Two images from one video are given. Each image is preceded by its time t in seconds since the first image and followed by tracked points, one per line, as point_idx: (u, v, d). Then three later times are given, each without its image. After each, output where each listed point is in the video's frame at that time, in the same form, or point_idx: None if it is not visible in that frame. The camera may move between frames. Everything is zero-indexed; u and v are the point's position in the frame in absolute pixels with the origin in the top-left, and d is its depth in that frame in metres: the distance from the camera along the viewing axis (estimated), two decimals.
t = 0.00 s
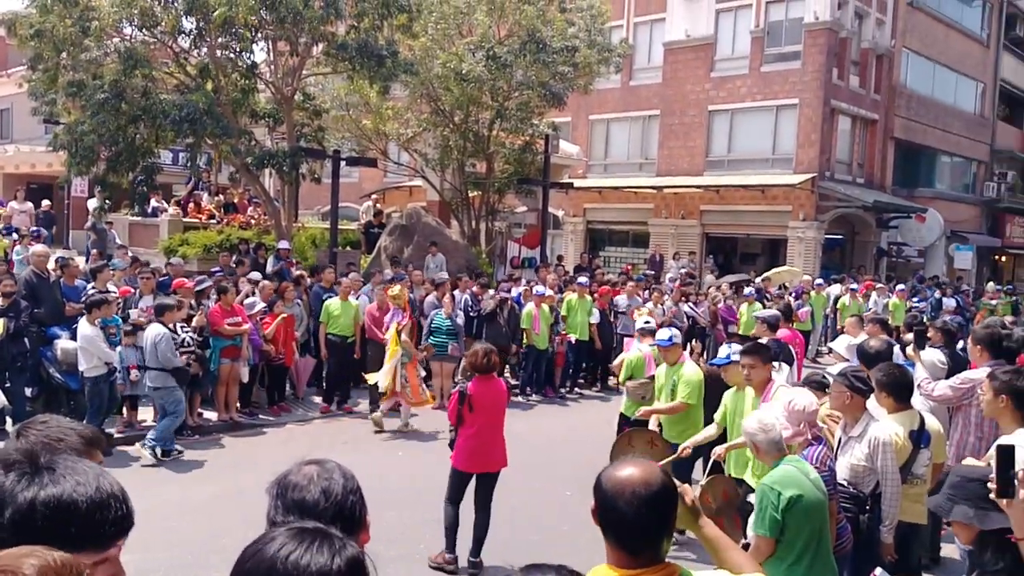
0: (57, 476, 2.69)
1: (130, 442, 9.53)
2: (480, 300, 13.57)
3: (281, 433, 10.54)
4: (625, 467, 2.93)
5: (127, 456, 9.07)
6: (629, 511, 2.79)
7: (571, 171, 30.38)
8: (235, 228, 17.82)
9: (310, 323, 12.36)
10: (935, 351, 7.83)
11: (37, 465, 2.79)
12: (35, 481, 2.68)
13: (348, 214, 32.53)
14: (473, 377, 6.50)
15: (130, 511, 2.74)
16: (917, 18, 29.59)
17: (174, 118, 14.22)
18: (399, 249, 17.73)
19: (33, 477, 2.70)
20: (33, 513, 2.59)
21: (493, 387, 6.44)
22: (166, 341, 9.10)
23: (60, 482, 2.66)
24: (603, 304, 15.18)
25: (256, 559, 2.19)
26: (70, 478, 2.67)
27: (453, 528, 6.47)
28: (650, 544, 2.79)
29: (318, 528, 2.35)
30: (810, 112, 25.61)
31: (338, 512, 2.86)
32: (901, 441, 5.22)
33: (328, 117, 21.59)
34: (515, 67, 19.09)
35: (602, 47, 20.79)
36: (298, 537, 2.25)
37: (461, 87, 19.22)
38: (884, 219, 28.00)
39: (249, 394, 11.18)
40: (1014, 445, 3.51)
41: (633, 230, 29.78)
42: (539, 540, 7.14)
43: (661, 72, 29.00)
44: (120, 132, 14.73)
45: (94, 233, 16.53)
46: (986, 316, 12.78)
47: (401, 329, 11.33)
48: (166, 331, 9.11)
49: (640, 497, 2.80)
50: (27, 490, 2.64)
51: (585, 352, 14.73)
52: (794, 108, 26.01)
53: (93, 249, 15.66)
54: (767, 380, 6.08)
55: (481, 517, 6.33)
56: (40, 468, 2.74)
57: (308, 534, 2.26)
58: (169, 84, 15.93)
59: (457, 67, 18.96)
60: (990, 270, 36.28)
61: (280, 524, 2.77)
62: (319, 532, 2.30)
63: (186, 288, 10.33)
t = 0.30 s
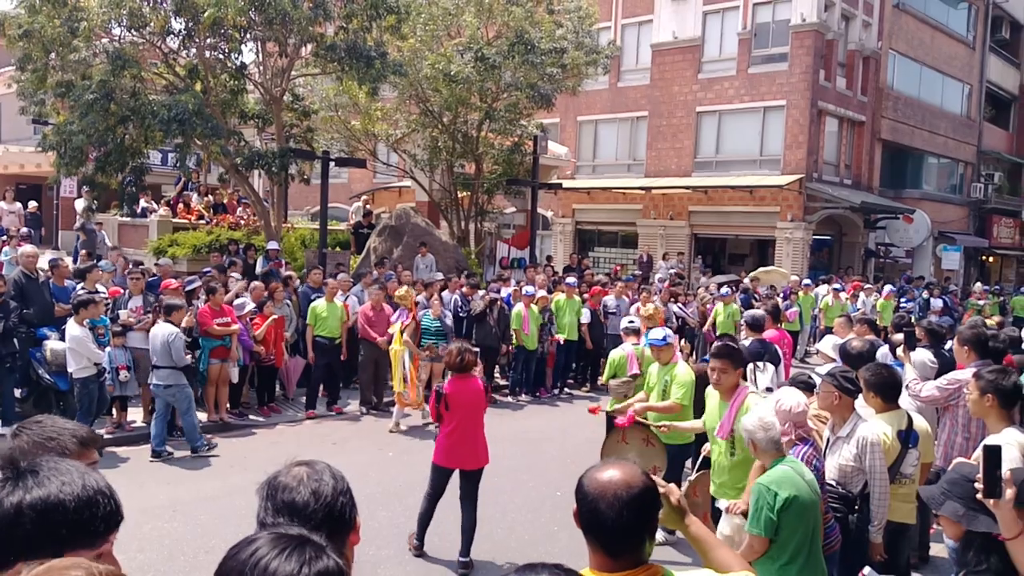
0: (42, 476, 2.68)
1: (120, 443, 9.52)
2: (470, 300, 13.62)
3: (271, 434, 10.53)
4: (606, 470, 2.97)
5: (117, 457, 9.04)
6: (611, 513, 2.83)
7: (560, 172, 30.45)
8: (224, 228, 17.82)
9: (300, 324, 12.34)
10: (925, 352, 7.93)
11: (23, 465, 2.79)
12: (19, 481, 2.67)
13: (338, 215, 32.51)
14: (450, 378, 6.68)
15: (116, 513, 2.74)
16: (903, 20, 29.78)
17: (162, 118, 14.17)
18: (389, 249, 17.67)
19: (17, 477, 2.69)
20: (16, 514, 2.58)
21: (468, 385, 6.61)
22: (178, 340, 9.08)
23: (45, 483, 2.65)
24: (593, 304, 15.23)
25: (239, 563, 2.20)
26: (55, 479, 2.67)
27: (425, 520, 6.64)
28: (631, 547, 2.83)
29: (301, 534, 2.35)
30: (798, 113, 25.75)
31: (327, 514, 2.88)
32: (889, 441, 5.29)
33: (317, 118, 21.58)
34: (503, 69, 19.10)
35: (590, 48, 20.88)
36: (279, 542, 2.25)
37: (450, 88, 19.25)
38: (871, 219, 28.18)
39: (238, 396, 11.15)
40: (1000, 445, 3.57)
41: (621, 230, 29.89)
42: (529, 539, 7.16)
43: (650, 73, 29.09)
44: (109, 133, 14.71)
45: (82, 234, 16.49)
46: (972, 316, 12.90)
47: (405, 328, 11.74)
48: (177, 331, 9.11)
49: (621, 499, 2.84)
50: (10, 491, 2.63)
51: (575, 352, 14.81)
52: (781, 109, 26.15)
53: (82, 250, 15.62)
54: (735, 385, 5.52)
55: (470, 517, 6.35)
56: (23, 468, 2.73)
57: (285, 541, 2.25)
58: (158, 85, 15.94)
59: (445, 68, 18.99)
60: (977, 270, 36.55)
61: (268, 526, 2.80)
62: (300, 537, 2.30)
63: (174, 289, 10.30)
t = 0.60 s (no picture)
0: (34, 477, 2.57)
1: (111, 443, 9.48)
2: (462, 301, 13.62)
3: (262, 435, 10.50)
4: (595, 476, 2.94)
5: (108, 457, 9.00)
6: (599, 520, 2.83)
7: (553, 174, 30.47)
8: (217, 228, 17.81)
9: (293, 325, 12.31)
10: (917, 355, 7.95)
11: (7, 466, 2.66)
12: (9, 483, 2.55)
13: (330, 215, 32.46)
14: (422, 376, 6.81)
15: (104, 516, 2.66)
16: (895, 25, 29.91)
17: (155, 118, 14.14)
18: (381, 250, 17.74)
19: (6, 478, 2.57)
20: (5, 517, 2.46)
21: (440, 383, 6.74)
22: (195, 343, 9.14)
23: (40, 482, 2.55)
24: (586, 306, 15.24)
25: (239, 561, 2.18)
26: (48, 478, 2.57)
27: (415, 520, 6.67)
28: (619, 554, 2.84)
29: (298, 532, 2.33)
30: (790, 117, 25.82)
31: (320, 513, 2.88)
32: (881, 444, 5.30)
33: (310, 118, 21.56)
34: (497, 71, 19.11)
35: (584, 51, 20.94)
36: (278, 540, 2.24)
37: (444, 89, 19.25)
38: (863, 223, 28.28)
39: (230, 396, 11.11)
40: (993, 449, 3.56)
41: (614, 233, 29.92)
42: (520, 542, 7.15)
43: (643, 76, 29.12)
44: (101, 133, 14.66)
45: (74, 233, 16.45)
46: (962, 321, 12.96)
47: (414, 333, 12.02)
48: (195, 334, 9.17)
49: (609, 506, 2.84)
50: None
51: (568, 354, 14.81)
52: (774, 113, 26.21)
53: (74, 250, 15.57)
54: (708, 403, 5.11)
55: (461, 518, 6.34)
56: (10, 468, 2.61)
57: (282, 538, 2.24)
58: (151, 85, 15.91)
59: (439, 69, 18.97)
60: (967, 273, 36.72)
61: (261, 524, 2.79)
62: (298, 536, 2.29)
63: (165, 289, 10.26)
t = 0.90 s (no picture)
0: (44, 481, 2.55)
1: (119, 443, 9.51)
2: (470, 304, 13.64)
3: (270, 436, 10.52)
4: (605, 480, 2.94)
5: (116, 458, 9.02)
6: (608, 526, 2.83)
7: (560, 176, 30.46)
8: (225, 229, 17.87)
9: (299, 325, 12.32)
10: (926, 358, 7.92)
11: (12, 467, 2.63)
12: (18, 486, 2.52)
13: (338, 217, 32.54)
14: (414, 373, 6.95)
15: (110, 515, 2.65)
16: (904, 26, 29.81)
17: (164, 120, 14.18)
18: (389, 252, 17.79)
19: (15, 481, 2.54)
20: (17, 520, 2.44)
21: (431, 380, 6.89)
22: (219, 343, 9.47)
23: (49, 484, 2.53)
24: (593, 307, 15.22)
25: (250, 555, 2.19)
26: (57, 479, 2.57)
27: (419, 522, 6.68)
28: (628, 561, 2.84)
29: (315, 526, 2.34)
30: (798, 118, 25.77)
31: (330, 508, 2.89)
32: (890, 447, 5.27)
33: (318, 120, 21.61)
34: (504, 72, 19.10)
35: (592, 52, 20.94)
36: (288, 533, 2.25)
37: (452, 91, 19.26)
38: (872, 225, 28.20)
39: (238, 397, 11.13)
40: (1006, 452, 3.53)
41: (622, 235, 29.90)
42: (526, 544, 7.13)
43: (651, 78, 29.08)
44: (110, 134, 14.70)
45: (83, 234, 16.52)
46: (972, 323, 12.90)
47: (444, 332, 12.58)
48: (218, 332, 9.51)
49: (618, 511, 2.83)
50: (5, 496, 2.48)
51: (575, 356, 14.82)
52: (781, 115, 26.17)
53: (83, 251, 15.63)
54: (672, 418, 4.92)
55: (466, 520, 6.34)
56: (17, 470, 2.58)
57: (299, 531, 2.25)
58: (159, 86, 15.96)
59: (447, 71, 18.95)
60: (977, 276, 36.56)
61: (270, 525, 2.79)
62: (312, 529, 2.30)
63: (174, 290, 10.30)
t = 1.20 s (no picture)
0: (48, 487, 2.51)
1: (123, 446, 9.51)
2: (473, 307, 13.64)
3: (273, 438, 10.52)
4: (613, 484, 2.93)
5: (119, 460, 9.02)
6: (618, 530, 2.81)
7: (564, 179, 30.44)
8: (228, 232, 17.89)
9: (301, 328, 12.32)
10: (929, 361, 7.88)
11: (14, 470, 2.59)
12: (21, 492, 2.49)
13: (342, 219, 32.57)
14: (414, 374, 6.97)
15: (113, 518, 2.62)
16: (908, 30, 29.78)
17: (169, 123, 14.19)
18: (392, 254, 17.82)
19: (18, 487, 2.50)
20: (22, 528, 2.42)
21: (431, 382, 6.89)
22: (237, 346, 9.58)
23: (49, 492, 2.50)
24: (596, 310, 15.20)
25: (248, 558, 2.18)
26: (60, 487, 2.53)
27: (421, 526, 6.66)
28: (638, 565, 2.83)
29: (315, 531, 2.32)
30: (802, 122, 25.76)
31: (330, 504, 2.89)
32: (894, 449, 5.24)
33: (322, 123, 21.63)
34: (508, 75, 19.10)
35: (595, 56, 20.96)
36: (288, 536, 2.24)
37: (456, 93, 19.25)
38: (875, 228, 28.17)
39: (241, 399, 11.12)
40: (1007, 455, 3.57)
41: (625, 238, 29.90)
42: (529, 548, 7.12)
43: (654, 81, 29.07)
44: (115, 136, 14.71)
45: (87, 237, 16.54)
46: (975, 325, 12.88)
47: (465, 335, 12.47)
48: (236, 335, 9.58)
49: (628, 515, 2.82)
50: (5, 503, 2.45)
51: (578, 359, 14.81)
52: (785, 118, 26.15)
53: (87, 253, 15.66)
54: (614, 424, 4.45)
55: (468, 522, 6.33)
56: (19, 475, 2.54)
57: (302, 535, 2.25)
58: (163, 89, 15.98)
59: (451, 74, 18.95)
60: (980, 279, 36.50)
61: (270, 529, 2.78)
62: (313, 533, 2.29)
63: (177, 292, 10.31)
